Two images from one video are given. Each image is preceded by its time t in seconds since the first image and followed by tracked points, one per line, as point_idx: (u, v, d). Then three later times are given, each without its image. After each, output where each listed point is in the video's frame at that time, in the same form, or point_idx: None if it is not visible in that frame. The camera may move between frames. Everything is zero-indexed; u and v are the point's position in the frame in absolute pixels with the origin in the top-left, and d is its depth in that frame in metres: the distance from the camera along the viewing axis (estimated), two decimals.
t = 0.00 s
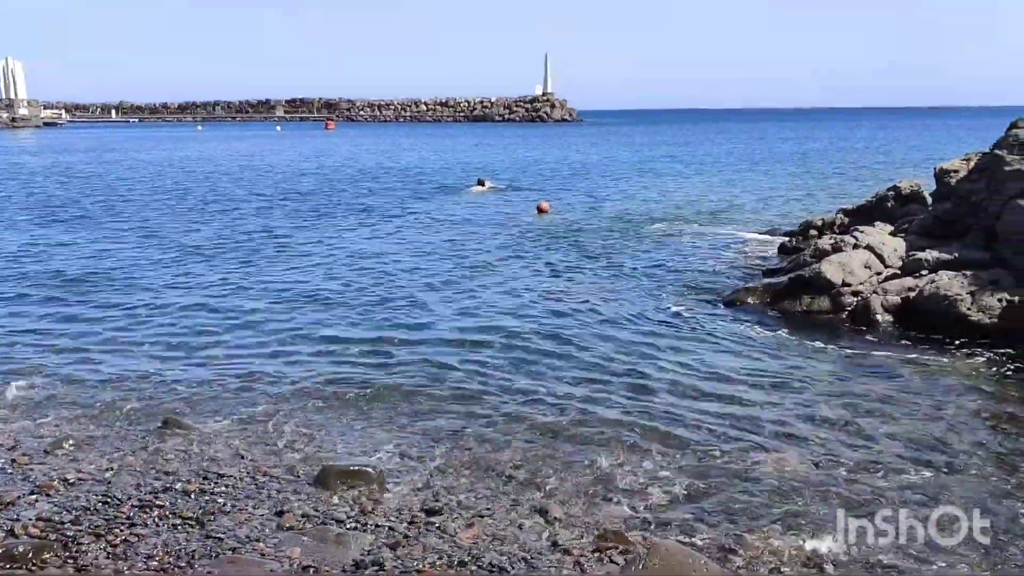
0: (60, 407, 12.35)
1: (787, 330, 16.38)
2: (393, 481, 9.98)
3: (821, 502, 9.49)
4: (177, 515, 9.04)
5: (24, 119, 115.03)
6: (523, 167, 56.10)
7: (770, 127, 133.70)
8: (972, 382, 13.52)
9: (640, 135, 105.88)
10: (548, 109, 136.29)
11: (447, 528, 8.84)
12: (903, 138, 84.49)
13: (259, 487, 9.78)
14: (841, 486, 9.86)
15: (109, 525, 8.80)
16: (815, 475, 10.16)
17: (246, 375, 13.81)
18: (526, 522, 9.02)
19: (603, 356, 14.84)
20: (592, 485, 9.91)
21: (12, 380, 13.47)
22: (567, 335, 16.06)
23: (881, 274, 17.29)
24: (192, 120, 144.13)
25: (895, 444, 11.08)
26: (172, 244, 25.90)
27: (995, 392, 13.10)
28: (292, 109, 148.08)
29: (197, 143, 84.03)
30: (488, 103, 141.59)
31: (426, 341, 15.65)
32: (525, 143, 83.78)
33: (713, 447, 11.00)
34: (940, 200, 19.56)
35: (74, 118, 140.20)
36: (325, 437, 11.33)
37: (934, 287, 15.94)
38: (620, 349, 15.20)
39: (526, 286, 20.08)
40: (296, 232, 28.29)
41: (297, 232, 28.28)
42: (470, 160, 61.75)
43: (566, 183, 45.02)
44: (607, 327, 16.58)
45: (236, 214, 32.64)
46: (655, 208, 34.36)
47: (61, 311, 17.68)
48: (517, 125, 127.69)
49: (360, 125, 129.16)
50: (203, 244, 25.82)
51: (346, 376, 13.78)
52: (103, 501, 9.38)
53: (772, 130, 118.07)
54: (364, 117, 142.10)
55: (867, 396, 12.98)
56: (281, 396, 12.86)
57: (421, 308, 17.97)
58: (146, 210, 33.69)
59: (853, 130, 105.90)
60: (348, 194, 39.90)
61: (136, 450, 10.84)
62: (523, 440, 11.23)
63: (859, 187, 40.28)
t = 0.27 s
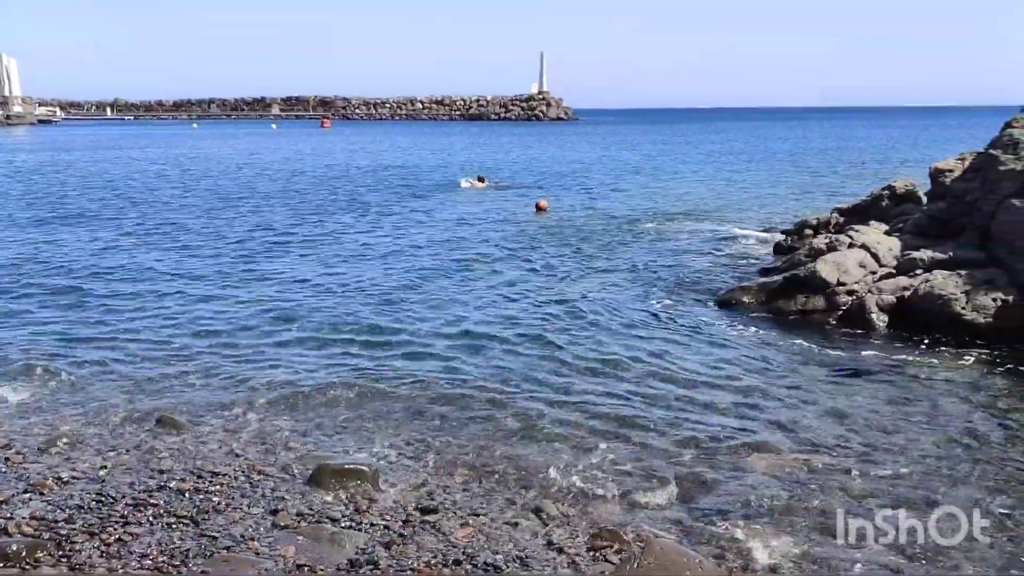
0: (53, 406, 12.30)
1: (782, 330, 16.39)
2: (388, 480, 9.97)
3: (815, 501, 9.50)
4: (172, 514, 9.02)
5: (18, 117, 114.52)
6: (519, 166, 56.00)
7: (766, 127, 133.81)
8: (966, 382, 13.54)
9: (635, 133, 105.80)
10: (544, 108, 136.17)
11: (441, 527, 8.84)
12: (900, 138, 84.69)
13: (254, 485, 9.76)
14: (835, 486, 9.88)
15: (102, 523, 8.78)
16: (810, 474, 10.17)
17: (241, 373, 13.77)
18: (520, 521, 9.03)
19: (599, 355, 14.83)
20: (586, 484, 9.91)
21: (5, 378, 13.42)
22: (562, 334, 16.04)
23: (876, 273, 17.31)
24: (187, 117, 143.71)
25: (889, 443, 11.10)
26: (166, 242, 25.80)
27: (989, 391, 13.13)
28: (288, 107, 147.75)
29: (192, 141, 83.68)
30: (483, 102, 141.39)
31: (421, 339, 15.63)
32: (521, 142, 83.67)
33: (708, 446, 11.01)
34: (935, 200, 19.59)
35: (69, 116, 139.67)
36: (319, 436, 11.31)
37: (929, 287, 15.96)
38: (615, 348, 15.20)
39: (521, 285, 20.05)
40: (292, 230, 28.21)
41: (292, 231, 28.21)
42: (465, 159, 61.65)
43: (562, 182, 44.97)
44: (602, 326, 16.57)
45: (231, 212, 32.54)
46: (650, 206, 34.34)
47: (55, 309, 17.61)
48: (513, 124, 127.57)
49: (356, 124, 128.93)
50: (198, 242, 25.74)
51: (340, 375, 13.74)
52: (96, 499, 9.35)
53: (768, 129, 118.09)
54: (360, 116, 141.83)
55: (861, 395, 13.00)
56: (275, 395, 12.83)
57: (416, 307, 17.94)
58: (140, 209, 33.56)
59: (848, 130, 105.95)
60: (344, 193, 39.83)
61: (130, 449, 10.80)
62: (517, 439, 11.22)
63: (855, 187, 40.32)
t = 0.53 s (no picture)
0: (49, 405, 12.26)
1: (778, 330, 16.40)
2: (384, 480, 9.96)
3: (811, 501, 9.51)
4: (167, 513, 9.00)
5: (14, 116, 114.24)
6: (515, 165, 55.96)
7: (763, 127, 133.90)
8: (961, 383, 13.57)
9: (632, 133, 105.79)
10: (541, 108, 136.12)
11: (437, 527, 8.83)
12: (897, 139, 84.83)
13: (249, 485, 9.74)
14: (831, 486, 9.89)
15: (98, 523, 8.76)
16: (806, 474, 10.17)
17: (237, 373, 13.74)
18: (516, 521, 9.02)
19: (595, 355, 14.82)
20: (582, 484, 9.90)
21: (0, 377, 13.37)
22: (559, 334, 16.03)
23: (872, 274, 17.32)
24: (184, 116, 143.49)
25: (885, 444, 11.11)
26: (162, 241, 25.74)
27: (984, 392, 13.14)
28: (285, 106, 147.58)
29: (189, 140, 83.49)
30: (480, 101, 141.28)
31: (416, 339, 15.62)
32: (518, 141, 83.61)
33: (704, 446, 11.01)
34: (931, 200, 19.60)
35: (65, 114, 139.33)
36: (316, 436, 11.30)
37: (925, 287, 15.98)
38: (611, 348, 15.20)
39: (517, 284, 20.04)
40: (288, 230, 28.17)
41: (289, 230, 28.16)
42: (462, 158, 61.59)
43: (559, 182, 44.95)
44: (599, 326, 16.56)
45: (227, 211, 32.48)
46: (647, 206, 34.34)
47: (50, 308, 17.56)
48: (510, 123, 127.49)
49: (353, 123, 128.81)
50: (194, 241, 25.67)
51: (336, 375, 13.72)
52: (92, 499, 9.33)
53: (764, 129, 118.09)
54: (356, 115, 141.67)
55: (857, 395, 13.01)
56: (271, 394, 12.80)
57: (413, 306, 17.92)
58: (136, 208, 33.47)
59: (845, 130, 105.97)
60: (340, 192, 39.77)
61: (125, 448, 10.78)
62: (513, 439, 11.21)
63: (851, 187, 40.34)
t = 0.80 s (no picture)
0: (44, 406, 12.23)
1: (774, 332, 16.43)
2: (379, 481, 9.95)
3: (806, 502, 9.52)
4: (162, 514, 8.99)
5: (9, 116, 113.89)
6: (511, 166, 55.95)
7: (758, 128, 134.06)
8: (956, 384, 13.60)
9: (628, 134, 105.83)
10: (537, 109, 136.14)
11: (433, 528, 8.83)
12: (894, 140, 84.74)
13: (245, 486, 9.73)
14: (826, 487, 9.90)
15: (92, 524, 8.74)
16: (801, 475, 10.19)
17: (232, 374, 13.72)
18: (512, 522, 9.03)
19: (591, 356, 14.83)
20: (577, 485, 9.91)
21: None
22: (555, 335, 16.03)
23: (867, 275, 17.35)
24: (179, 116, 143.23)
25: (880, 445, 11.13)
26: (157, 241, 25.67)
27: (979, 394, 13.17)
28: (281, 106, 147.34)
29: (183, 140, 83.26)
30: (476, 102, 141.21)
31: (411, 340, 15.61)
32: (513, 142, 83.60)
33: (700, 447, 11.02)
34: (926, 202, 19.65)
35: (60, 115, 138.97)
36: (311, 437, 11.29)
37: (920, 288, 16.01)
38: (607, 349, 15.20)
39: (514, 285, 20.04)
40: (284, 230, 28.13)
41: (285, 230, 28.13)
42: (458, 159, 61.55)
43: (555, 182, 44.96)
44: (595, 327, 16.56)
45: (223, 212, 32.42)
46: (643, 207, 34.36)
47: (45, 309, 17.51)
48: (506, 124, 127.47)
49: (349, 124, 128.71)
50: (190, 242, 25.62)
51: (332, 375, 13.70)
52: (86, 500, 9.31)
53: (760, 130, 118.26)
54: (352, 116, 141.53)
55: (852, 396, 13.04)
56: (267, 395, 12.79)
57: (409, 307, 17.91)
58: (131, 208, 33.40)
59: (840, 131, 106.13)
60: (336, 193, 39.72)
61: (120, 449, 10.76)
62: (509, 440, 11.21)
63: (846, 188, 40.43)
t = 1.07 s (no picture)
0: (35, 408, 12.18)
1: (767, 334, 16.47)
2: (373, 483, 9.95)
3: (800, 504, 9.51)
4: (156, 517, 8.96)
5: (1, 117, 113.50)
6: (505, 167, 55.95)
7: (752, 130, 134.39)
8: (949, 386, 13.63)
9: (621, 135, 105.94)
10: (531, 110, 136.22)
11: (426, 531, 8.80)
12: (886, 142, 85.18)
13: (238, 488, 9.71)
14: (820, 488, 9.92)
15: (84, 528, 8.69)
16: (795, 478, 10.19)
17: (226, 375, 13.69)
18: (505, 525, 9.02)
19: (585, 358, 14.83)
20: (571, 488, 9.89)
21: None
22: (549, 336, 16.02)
23: (861, 276, 17.37)
24: (172, 117, 143.06)
25: (873, 447, 11.16)
26: (151, 243, 25.60)
27: (972, 395, 13.21)
28: (275, 108, 147.17)
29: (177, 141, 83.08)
30: (471, 103, 141.27)
31: (407, 341, 15.60)
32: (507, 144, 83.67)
33: (694, 449, 11.02)
34: (919, 204, 19.69)
35: (53, 115, 138.61)
36: (305, 438, 11.27)
37: (913, 290, 16.02)
38: (601, 350, 15.22)
39: (507, 287, 20.02)
40: (278, 231, 28.10)
41: (279, 231, 28.10)
42: (452, 160, 61.52)
43: (548, 184, 44.98)
44: (589, 329, 16.56)
45: (217, 213, 32.34)
46: (637, 209, 34.37)
47: (37, 310, 17.45)
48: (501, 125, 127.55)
49: (343, 124, 128.61)
50: (183, 243, 25.56)
51: (325, 377, 13.66)
52: (77, 502, 9.27)
53: (753, 132, 118.52)
54: (346, 117, 141.48)
55: (845, 398, 13.07)
56: (260, 397, 12.75)
57: (402, 308, 17.89)
58: (124, 209, 33.30)
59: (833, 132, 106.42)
60: (330, 194, 39.63)
61: (113, 451, 10.73)
62: (503, 442, 11.20)
63: (839, 190, 40.51)
